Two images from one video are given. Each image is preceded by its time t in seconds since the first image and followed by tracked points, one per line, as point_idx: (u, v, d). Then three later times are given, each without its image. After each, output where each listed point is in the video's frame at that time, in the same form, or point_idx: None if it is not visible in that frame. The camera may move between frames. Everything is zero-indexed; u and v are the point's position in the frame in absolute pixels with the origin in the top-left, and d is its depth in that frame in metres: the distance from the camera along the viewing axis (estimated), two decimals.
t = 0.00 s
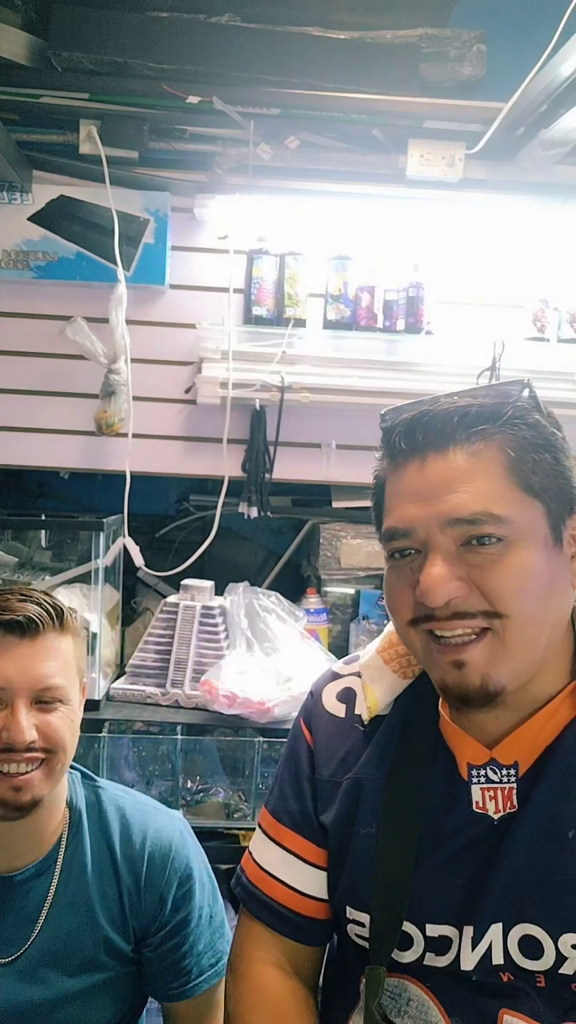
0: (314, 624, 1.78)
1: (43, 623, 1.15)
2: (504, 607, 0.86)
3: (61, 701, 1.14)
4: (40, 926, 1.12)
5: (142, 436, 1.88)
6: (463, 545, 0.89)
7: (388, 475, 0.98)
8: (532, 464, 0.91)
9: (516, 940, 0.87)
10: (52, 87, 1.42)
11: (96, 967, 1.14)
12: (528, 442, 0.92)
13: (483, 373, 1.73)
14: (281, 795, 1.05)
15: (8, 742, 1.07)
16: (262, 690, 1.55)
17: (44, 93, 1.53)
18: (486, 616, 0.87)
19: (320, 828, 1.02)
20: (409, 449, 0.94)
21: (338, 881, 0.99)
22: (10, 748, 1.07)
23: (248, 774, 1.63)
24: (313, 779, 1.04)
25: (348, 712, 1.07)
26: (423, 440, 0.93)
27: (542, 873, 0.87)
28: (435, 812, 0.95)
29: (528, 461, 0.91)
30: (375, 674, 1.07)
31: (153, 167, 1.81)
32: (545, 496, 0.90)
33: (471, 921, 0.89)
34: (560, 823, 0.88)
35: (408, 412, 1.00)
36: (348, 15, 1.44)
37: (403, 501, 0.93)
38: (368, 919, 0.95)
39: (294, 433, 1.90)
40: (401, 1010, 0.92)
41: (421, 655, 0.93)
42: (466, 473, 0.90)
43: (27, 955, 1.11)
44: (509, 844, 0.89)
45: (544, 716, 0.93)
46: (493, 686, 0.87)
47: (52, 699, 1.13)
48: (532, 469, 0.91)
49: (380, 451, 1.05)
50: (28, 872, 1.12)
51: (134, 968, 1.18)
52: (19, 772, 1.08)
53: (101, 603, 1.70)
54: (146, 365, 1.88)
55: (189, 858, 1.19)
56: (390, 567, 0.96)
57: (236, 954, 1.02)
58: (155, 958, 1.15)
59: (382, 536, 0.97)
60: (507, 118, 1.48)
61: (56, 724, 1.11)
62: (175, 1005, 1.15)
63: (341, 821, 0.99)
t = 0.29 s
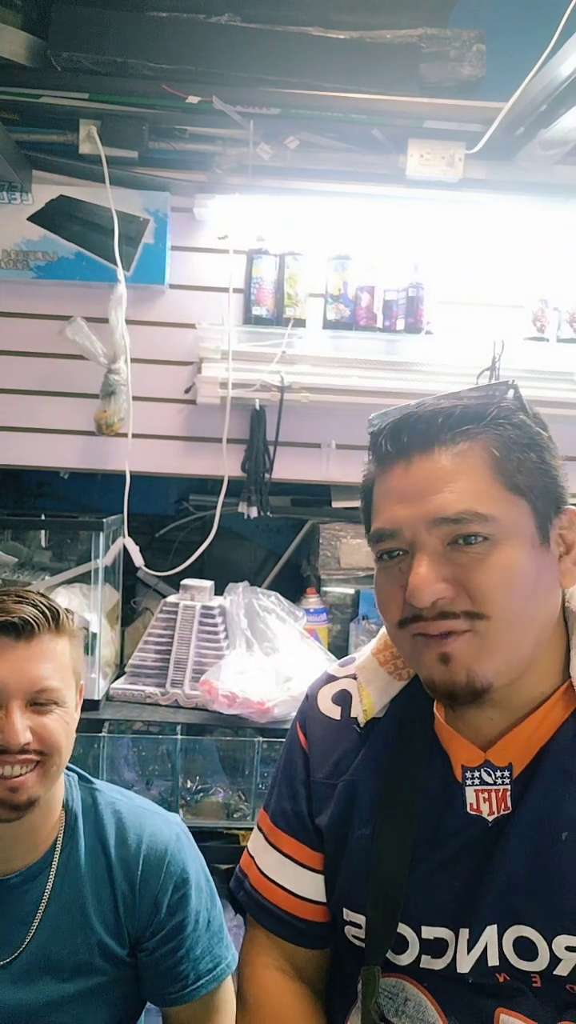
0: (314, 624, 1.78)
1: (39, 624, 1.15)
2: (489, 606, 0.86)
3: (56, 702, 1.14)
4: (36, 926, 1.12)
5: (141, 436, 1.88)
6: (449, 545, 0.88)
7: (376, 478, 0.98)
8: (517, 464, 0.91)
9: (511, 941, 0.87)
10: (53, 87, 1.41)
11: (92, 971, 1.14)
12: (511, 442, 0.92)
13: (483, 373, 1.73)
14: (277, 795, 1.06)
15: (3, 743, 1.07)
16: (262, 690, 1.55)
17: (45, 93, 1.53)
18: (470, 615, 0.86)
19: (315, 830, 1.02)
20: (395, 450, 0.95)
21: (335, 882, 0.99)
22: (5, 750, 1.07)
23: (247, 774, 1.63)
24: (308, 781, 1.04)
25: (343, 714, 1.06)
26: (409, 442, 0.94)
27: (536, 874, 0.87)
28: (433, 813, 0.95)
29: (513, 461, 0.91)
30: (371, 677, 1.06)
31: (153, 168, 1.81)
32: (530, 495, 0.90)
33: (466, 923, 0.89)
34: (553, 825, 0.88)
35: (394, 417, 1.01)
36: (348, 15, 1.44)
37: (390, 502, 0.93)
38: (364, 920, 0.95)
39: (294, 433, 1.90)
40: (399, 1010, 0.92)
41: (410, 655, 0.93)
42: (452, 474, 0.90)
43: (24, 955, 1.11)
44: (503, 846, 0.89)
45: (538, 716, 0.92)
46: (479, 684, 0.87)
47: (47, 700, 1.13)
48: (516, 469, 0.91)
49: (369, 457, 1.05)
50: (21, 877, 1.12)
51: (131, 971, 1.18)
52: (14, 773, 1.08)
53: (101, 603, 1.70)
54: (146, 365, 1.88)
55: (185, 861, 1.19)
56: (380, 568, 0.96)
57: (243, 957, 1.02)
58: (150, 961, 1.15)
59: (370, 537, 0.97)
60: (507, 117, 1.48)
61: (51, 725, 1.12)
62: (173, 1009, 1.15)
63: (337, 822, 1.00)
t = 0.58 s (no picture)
0: (315, 624, 1.78)
1: (44, 619, 1.16)
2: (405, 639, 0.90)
3: (63, 695, 1.14)
4: (36, 926, 1.12)
5: (142, 437, 1.88)
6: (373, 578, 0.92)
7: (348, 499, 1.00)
8: (436, 490, 0.87)
9: (519, 944, 0.89)
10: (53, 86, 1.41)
11: (92, 972, 1.15)
12: (420, 475, 0.88)
13: (484, 375, 1.74)
14: (286, 795, 1.05)
15: (20, 735, 1.07)
16: (263, 690, 1.55)
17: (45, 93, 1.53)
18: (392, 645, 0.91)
19: (324, 829, 1.02)
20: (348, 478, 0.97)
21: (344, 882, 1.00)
22: (23, 741, 1.07)
23: (249, 774, 1.63)
24: (317, 780, 1.03)
25: (352, 713, 1.05)
26: (353, 471, 0.95)
27: (545, 879, 0.89)
28: (441, 814, 0.95)
29: (432, 487, 0.87)
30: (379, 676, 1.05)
31: (153, 168, 1.81)
32: (447, 527, 0.87)
33: (474, 927, 0.90)
34: (562, 831, 0.89)
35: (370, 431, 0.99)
36: (349, 15, 1.44)
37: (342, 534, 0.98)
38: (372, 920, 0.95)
39: (295, 433, 1.90)
40: (405, 1010, 0.93)
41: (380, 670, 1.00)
42: (385, 510, 0.90)
43: (24, 956, 1.11)
44: (510, 848, 0.90)
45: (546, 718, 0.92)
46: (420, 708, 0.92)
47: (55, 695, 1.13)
48: (438, 493, 0.87)
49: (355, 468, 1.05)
50: (19, 878, 1.11)
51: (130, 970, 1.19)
52: (31, 766, 1.08)
53: (102, 603, 1.70)
54: (147, 365, 1.88)
55: (179, 861, 1.19)
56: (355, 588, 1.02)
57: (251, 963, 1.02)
58: (148, 964, 1.15)
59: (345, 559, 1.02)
60: (508, 117, 1.48)
61: (60, 719, 1.12)
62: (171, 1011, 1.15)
63: (345, 821, 1.00)
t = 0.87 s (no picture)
0: (314, 624, 1.78)
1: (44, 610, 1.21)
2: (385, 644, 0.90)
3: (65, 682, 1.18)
4: (32, 923, 1.12)
5: (141, 436, 1.88)
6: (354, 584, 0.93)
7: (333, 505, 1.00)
8: (411, 497, 0.88)
9: (518, 943, 0.89)
10: (52, 85, 1.42)
11: (90, 971, 1.14)
12: (390, 488, 0.88)
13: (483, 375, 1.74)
14: (284, 796, 1.05)
15: (30, 718, 1.10)
16: (263, 690, 1.55)
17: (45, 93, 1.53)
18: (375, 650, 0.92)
19: (321, 829, 1.02)
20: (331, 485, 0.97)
21: (342, 883, 1.00)
22: (32, 725, 1.10)
23: (248, 774, 1.63)
24: (316, 781, 1.03)
25: (349, 714, 1.04)
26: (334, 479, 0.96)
27: (542, 877, 0.89)
28: (437, 814, 0.95)
29: (407, 496, 0.88)
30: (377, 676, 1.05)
31: (153, 167, 1.81)
32: (418, 536, 0.87)
33: (472, 927, 0.90)
34: (558, 829, 0.89)
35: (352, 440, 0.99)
36: (349, 15, 1.44)
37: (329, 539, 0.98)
38: (370, 920, 0.95)
39: (295, 433, 1.90)
40: (405, 1010, 0.92)
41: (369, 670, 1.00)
42: (363, 518, 0.90)
43: (22, 951, 1.11)
44: (506, 847, 0.90)
45: (538, 718, 0.92)
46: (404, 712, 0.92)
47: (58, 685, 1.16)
48: (412, 503, 0.87)
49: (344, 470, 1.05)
50: (18, 873, 1.12)
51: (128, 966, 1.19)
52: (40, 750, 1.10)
53: (101, 603, 1.70)
54: (146, 365, 1.88)
55: (174, 854, 1.19)
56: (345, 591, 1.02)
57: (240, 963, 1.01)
58: (147, 958, 1.16)
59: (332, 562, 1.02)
60: (508, 117, 1.48)
61: (65, 706, 1.15)
62: (172, 1007, 1.16)
63: (344, 822, 1.00)
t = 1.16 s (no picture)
0: (314, 624, 1.78)
1: (56, 612, 1.19)
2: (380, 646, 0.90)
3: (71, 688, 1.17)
4: (34, 914, 1.12)
5: (141, 436, 1.88)
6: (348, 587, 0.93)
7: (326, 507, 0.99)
8: (405, 500, 0.88)
9: (516, 942, 0.89)
10: (52, 86, 1.42)
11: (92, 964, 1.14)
12: (382, 491, 0.88)
13: (483, 374, 1.73)
14: (281, 794, 1.06)
15: (31, 724, 1.10)
16: (262, 689, 1.55)
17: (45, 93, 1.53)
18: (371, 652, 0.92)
19: (319, 829, 1.03)
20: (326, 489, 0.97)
21: (339, 884, 1.00)
22: (33, 730, 1.10)
23: (247, 774, 1.62)
24: (314, 780, 1.04)
25: (348, 713, 1.04)
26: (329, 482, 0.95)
27: (539, 876, 0.89)
28: (434, 813, 0.96)
29: (400, 499, 0.88)
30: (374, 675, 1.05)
31: (152, 167, 1.81)
32: (410, 540, 0.87)
33: (470, 925, 0.90)
34: (556, 828, 0.89)
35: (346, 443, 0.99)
36: (348, 14, 1.44)
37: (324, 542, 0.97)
38: (368, 920, 0.95)
39: (294, 433, 1.90)
40: (404, 1010, 0.93)
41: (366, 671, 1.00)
42: (359, 520, 0.89)
43: (25, 940, 1.11)
44: (503, 846, 0.90)
45: (535, 717, 0.92)
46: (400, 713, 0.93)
47: (63, 689, 1.16)
48: (404, 506, 0.87)
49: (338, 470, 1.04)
50: (25, 861, 1.12)
51: (128, 961, 1.19)
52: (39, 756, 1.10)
53: (101, 603, 1.70)
54: (146, 365, 1.88)
55: (176, 844, 1.20)
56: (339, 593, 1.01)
57: (238, 961, 1.01)
58: (148, 946, 1.16)
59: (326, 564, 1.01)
60: (507, 117, 1.48)
61: (68, 711, 1.14)
62: (171, 1000, 1.16)
63: (343, 822, 1.00)
